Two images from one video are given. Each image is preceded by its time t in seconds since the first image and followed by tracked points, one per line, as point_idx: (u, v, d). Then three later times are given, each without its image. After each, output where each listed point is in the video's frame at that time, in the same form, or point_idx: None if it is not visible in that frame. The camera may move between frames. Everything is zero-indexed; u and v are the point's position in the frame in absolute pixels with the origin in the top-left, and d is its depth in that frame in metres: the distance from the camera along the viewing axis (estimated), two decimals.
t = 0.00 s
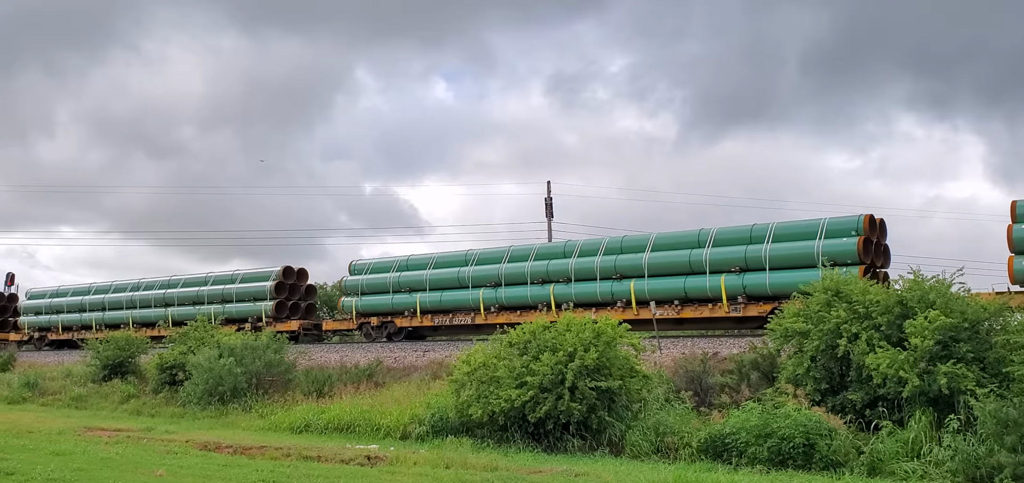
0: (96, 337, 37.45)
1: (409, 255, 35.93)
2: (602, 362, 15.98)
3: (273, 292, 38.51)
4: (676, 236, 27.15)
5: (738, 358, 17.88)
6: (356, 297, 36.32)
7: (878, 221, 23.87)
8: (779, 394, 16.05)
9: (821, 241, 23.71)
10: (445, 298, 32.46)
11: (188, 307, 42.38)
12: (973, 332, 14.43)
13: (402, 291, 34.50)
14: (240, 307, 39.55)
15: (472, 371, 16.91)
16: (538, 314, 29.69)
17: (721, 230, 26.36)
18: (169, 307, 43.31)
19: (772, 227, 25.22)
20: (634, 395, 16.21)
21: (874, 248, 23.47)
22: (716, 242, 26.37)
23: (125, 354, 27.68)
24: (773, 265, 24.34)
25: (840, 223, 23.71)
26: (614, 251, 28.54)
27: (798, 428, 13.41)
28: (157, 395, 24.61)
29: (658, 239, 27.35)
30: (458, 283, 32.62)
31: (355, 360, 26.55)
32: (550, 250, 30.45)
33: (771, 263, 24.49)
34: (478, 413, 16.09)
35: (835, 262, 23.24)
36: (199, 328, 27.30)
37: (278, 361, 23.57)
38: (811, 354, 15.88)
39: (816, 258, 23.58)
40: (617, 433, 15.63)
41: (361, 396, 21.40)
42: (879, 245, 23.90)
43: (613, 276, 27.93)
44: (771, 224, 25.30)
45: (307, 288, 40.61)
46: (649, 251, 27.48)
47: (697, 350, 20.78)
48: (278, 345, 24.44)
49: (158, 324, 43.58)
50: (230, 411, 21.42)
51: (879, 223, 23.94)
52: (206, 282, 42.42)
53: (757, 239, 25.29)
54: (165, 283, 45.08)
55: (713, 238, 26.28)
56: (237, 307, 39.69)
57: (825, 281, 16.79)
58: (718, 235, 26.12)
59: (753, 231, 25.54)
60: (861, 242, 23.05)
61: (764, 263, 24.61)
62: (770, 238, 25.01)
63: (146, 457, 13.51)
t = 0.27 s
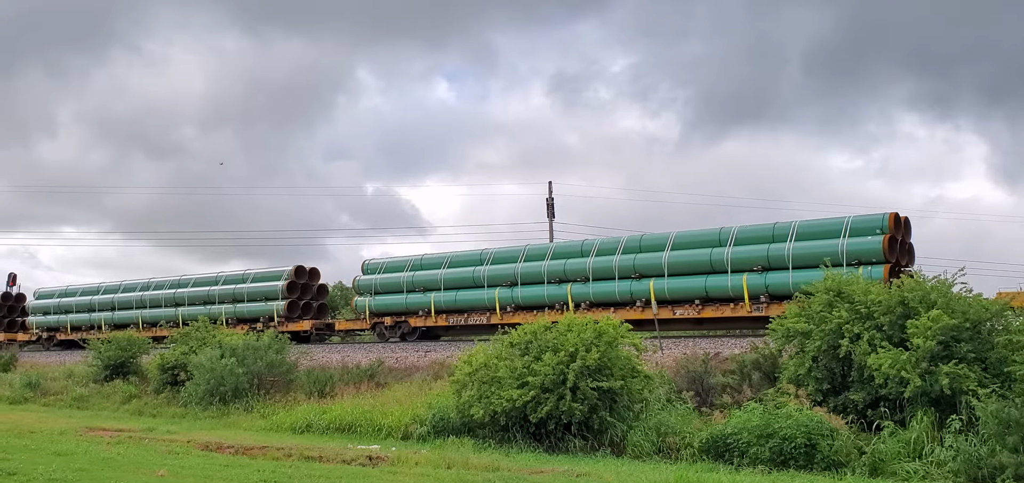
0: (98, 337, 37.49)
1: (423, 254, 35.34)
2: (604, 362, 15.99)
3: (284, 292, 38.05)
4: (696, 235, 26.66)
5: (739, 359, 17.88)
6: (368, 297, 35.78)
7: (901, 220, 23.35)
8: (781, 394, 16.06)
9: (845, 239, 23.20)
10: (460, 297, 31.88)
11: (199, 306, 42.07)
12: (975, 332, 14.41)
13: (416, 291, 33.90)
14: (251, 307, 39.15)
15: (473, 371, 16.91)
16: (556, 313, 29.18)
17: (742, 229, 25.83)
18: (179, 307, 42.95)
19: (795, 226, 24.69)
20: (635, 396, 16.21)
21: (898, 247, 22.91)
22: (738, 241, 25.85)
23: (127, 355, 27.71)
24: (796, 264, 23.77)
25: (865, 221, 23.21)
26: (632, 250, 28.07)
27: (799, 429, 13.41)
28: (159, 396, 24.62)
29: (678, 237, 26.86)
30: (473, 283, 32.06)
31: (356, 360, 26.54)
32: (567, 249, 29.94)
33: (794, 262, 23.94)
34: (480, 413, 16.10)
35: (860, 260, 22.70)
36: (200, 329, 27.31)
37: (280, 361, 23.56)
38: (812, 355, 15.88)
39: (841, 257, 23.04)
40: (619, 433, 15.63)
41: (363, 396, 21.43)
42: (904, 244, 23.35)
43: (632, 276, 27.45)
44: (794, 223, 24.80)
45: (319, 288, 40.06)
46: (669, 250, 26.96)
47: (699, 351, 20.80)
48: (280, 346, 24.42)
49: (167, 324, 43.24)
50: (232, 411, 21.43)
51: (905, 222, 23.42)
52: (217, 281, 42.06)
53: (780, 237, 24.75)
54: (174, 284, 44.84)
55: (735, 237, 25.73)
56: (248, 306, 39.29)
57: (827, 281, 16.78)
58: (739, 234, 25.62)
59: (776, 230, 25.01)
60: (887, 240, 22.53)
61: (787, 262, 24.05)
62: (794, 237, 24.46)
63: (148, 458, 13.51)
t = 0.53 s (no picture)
0: (98, 338, 37.51)
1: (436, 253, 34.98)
2: (604, 363, 15.99)
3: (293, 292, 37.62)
4: (716, 233, 26.21)
5: (740, 359, 17.89)
6: (380, 297, 35.44)
7: (926, 218, 22.90)
8: (781, 395, 16.08)
9: (869, 237, 22.74)
10: (474, 297, 31.52)
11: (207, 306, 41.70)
12: (975, 332, 14.41)
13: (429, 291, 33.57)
14: (261, 306, 38.73)
15: (474, 372, 16.90)
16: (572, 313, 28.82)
17: (763, 227, 25.36)
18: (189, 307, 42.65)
19: (817, 223, 24.20)
20: (636, 396, 16.21)
21: (923, 246, 22.48)
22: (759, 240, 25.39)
23: (127, 355, 27.71)
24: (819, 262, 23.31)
25: (889, 219, 22.75)
26: (650, 249, 27.64)
27: (800, 429, 13.42)
28: (159, 396, 24.62)
29: (698, 236, 26.42)
30: (487, 282, 31.73)
31: (356, 361, 26.50)
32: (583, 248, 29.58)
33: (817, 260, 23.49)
34: (480, 414, 16.11)
35: (884, 259, 22.27)
36: (200, 329, 27.30)
37: (280, 361, 23.55)
38: (813, 355, 15.88)
39: (865, 255, 22.60)
40: (619, 434, 15.63)
41: (363, 396, 21.44)
42: (928, 243, 22.92)
43: (650, 275, 27.04)
44: (816, 221, 24.33)
45: (330, 288, 39.53)
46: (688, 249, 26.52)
47: (699, 351, 20.82)
48: (280, 346, 24.41)
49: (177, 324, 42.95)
50: (232, 412, 21.43)
51: (929, 220, 22.99)
52: (226, 282, 41.66)
53: (802, 236, 24.29)
54: (183, 284, 44.58)
55: (755, 235, 25.28)
56: (258, 306, 38.88)
57: (828, 282, 16.78)
58: (760, 232, 25.17)
59: (798, 228, 24.49)
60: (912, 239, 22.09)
61: (809, 261, 23.60)
62: (816, 236, 23.97)
63: (148, 458, 13.51)
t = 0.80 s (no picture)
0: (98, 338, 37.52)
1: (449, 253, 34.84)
2: (604, 363, 15.99)
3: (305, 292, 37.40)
4: (736, 232, 25.94)
5: (740, 360, 17.90)
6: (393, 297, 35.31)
7: (951, 217, 22.63)
8: (781, 395, 16.09)
9: (893, 236, 22.49)
10: (488, 297, 31.40)
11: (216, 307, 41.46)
12: (975, 333, 14.42)
13: (443, 291, 33.45)
14: (271, 306, 38.47)
15: (474, 372, 16.90)
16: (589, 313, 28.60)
17: (784, 226, 25.07)
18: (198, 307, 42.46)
19: (839, 222, 23.91)
20: (636, 396, 16.20)
21: (948, 245, 22.22)
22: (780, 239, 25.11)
23: (127, 356, 27.71)
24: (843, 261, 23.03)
25: (913, 217, 22.50)
26: (669, 248, 27.38)
27: (800, 430, 13.42)
28: (159, 397, 24.62)
29: (718, 235, 26.16)
30: (501, 282, 31.62)
31: (356, 362, 26.46)
32: (600, 247, 29.36)
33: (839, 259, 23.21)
34: (480, 414, 16.10)
35: (908, 258, 22.03)
36: (201, 329, 27.31)
37: (280, 362, 23.56)
38: (813, 356, 15.87)
39: (888, 254, 22.34)
40: (619, 434, 15.62)
41: (364, 396, 21.45)
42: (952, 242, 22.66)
43: (669, 274, 26.83)
44: (839, 220, 24.05)
45: (342, 287, 39.30)
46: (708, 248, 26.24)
47: (699, 351, 20.84)
48: (280, 346, 24.41)
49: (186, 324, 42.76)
50: (232, 412, 21.43)
51: (954, 219, 22.73)
52: (236, 282, 41.36)
53: (825, 235, 24.00)
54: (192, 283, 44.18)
55: (777, 234, 24.99)
56: (269, 307, 38.59)
57: (828, 282, 16.79)
58: (782, 231, 24.88)
59: (820, 227, 24.24)
60: (937, 238, 21.84)
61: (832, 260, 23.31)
62: (839, 235, 23.71)
63: (147, 458, 13.52)
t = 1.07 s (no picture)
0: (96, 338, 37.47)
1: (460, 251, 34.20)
2: (602, 363, 15.98)
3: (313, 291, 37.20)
4: (754, 230, 25.56)
5: (738, 359, 17.89)
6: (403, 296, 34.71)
7: (974, 215, 22.34)
8: (779, 394, 16.12)
9: (916, 234, 22.21)
10: (502, 296, 30.82)
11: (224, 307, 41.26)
12: (973, 333, 14.42)
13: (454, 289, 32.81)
14: (280, 305, 38.24)
15: (471, 372, 16.89)
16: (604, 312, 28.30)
17: (804, 224, 24.71)
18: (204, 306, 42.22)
19: (860, 220, 23.58)
20: (634, 396, 16.19)
21: (971, 243, 21.94)
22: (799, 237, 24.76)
23: (125, 356, 27.68)
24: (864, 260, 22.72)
25: (936, 215, 22.23)
26: (686, 246, 26.94)
27: (798, 429, 13.41)
28: (157, 397, 24.59)
29: (736, 232, 25.77)
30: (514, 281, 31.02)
31: (354, 362, 26.43)
32: (614, 245, 28.89)
33: (860, 258, 22.90)
34: (478, 414, 16.09)
35: (931, 256, 21.79)
36: (198, 330, 27.28)
37: (278, 362, 23.55)
38: (811, 355, 15.87)
39: (911, 252, 22.08)
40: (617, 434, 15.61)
41: (361, 396, 21.42)
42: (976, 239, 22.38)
43: (685, 273, 26.38)
44: (859, 218, 23.73)
45: (350, 287, 39.09)
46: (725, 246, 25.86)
47: (697, 351, 20.85)
48: (278, 346, 24.37)
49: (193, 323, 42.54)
50: (230, 412, 21.40)
51: (977, 217, 22.46)
52: (243, 281, 41.11)
53: (845, 233, 23.67)
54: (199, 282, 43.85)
55: (796, 232, 24.64)
56: (278, 305, 38.32)
57: (826, 282, 16.79)
58: (801, 229, 24.53)
59: (840, 225, 23.86)
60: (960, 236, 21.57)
61: (853, 258, 23.01)
62: (859, 233, 23.36)
63: (145, 458, 13.51)
